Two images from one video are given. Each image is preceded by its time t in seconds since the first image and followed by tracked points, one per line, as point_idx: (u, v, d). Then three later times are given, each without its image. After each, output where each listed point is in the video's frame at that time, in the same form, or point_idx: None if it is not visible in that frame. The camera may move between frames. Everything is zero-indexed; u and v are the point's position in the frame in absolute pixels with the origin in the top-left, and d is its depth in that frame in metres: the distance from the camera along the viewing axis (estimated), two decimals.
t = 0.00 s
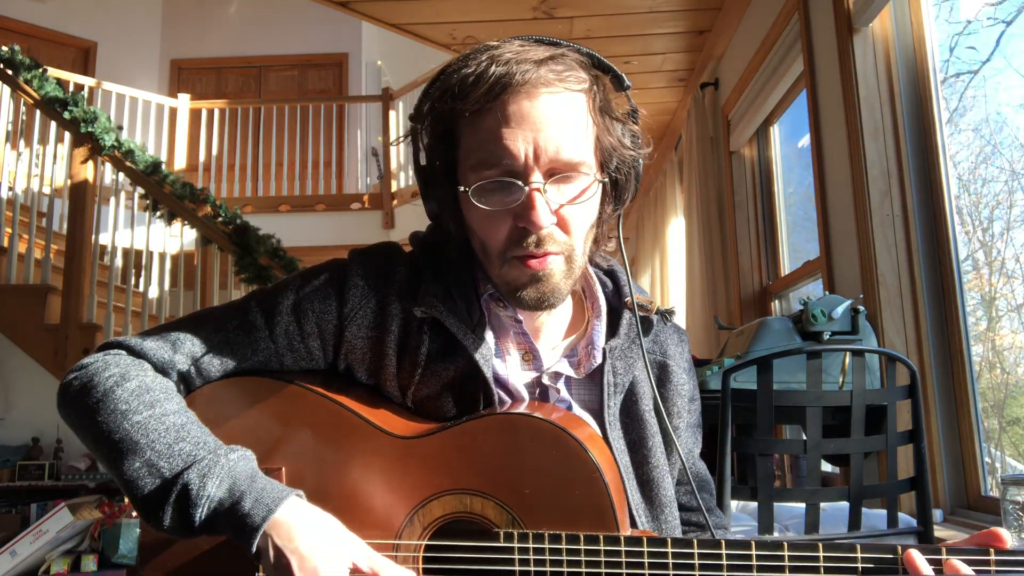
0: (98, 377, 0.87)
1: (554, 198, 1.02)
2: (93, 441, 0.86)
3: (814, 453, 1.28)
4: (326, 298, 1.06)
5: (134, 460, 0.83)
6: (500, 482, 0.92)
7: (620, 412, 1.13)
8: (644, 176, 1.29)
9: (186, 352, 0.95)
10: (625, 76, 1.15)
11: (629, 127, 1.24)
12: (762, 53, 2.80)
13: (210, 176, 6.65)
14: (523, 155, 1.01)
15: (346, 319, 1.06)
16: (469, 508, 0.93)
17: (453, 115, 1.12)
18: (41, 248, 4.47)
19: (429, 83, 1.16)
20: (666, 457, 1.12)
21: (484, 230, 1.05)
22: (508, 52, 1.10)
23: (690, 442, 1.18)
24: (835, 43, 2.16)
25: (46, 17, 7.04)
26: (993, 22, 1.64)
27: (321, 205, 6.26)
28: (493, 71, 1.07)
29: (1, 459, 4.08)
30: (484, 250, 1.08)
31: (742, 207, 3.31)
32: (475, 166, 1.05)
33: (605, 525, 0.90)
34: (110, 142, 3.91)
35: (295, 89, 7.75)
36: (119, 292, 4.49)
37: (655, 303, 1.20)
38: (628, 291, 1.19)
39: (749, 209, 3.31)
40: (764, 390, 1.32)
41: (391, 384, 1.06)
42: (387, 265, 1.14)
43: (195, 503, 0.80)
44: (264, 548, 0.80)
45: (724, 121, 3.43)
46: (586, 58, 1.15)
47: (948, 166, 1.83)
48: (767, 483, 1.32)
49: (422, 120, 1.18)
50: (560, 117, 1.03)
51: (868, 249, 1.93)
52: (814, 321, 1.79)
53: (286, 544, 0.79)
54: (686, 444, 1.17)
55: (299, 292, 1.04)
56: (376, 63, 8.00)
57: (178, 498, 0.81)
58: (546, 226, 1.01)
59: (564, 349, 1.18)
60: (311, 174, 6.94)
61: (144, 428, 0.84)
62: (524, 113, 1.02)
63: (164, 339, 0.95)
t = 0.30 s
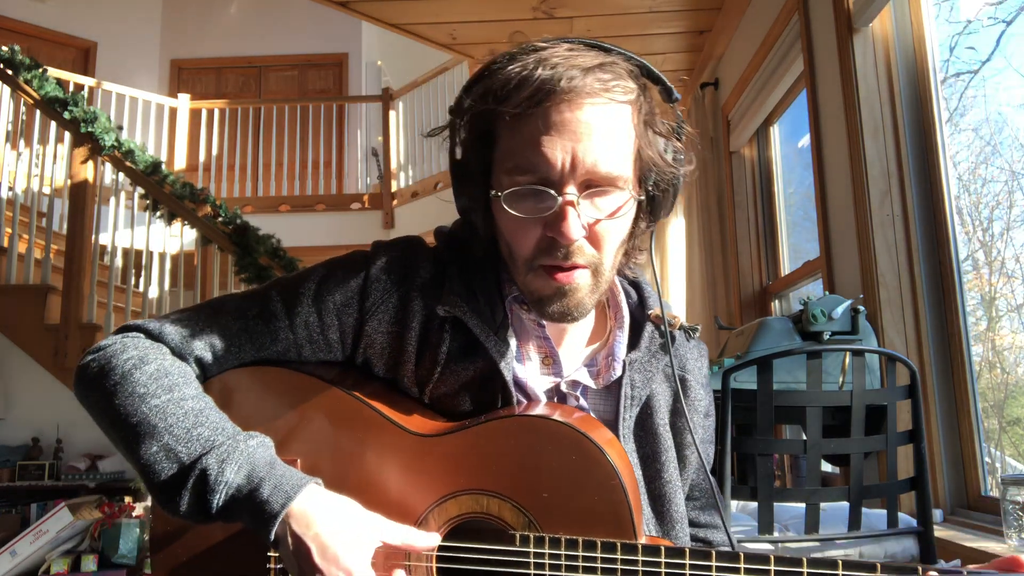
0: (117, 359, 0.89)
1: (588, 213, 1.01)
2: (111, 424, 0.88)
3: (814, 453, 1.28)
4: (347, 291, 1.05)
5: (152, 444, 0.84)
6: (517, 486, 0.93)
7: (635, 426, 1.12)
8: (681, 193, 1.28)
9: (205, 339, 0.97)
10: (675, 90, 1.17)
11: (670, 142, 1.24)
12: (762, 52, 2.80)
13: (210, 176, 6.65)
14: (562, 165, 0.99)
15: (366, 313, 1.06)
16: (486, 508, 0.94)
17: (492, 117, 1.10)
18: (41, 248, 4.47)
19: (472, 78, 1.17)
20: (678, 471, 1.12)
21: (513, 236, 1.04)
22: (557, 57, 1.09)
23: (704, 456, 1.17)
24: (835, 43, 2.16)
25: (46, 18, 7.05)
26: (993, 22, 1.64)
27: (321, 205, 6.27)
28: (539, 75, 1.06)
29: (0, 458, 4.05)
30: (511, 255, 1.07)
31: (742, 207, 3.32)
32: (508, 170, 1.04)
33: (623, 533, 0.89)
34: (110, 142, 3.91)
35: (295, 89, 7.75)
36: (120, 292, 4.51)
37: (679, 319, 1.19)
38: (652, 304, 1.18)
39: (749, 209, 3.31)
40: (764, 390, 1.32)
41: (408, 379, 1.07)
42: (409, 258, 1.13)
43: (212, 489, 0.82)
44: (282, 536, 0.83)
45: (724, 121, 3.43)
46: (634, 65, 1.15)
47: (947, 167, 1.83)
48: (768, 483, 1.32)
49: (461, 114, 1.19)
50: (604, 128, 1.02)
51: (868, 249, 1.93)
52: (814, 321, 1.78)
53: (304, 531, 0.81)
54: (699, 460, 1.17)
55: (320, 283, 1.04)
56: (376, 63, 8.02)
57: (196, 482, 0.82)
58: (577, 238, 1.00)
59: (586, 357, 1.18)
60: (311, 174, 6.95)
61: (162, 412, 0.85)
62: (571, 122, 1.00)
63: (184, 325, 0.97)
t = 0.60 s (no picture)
0: (132, 349, 0.89)
1: (613, 227, 1.01)
2: (123, 413, 0.88)
3: (814, 453, 1.28)
4: (365, 287, 1.04)
5: (163, 437, 0.84)
6: (530, 489, 0.93)
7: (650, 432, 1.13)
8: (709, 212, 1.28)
9: (220, 331, 0.97)
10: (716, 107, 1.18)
11: (702, 159, 1.25)
12: (762, 52, 2.80)
13: (210, 176, 6.65)
14: (591, 175, 0.99)
15: (384, 311, 1.05)
16: (497, 509, 0.94)
17: (525, 119, 1.09)
18: (41, 248, 4.48)
19: (504, 76, 1.13)
20: (691, 476, 1.13)
21: (534, 241, 1.04)
22: (599, 63, 1.07)
23: (715, 460, 1.17)
24: (835, 42, 2.16)
25: (45, 18, 7.05)
26: (993, 22, 1.64)
27: (321, 205, 6.28)
28: (576, 81, 1.04)
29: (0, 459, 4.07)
30: (530, 259, 1.07)
31: (743, 207, 3.31)
32: (535, 175, 1.05)
33: (633, 538, 0.90)
34: (110, 142, 3.91)
35: (295, 88, 7.74)
36: (119, 292, 4.51)
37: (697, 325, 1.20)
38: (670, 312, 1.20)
39: (749, 209, 3.29)
40: (764, 390, 1.32)
41: (422, 377, 1.07)
42: (430, 257, 1.12)
43: (221, 486, 0.82)
44: (291, 538, 0.82)
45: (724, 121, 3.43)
46: (676, 78, 1.12)
47: (947, 167, 1.83)
48: (767, 483, 1.32)
49: (493, 112, 1.16)
50: (639, 142, 1.02)
51: (868, 248, 1.93)
52: (814, 321, 1.77)
53: (309, 535, 0.81)
54: (713, 465, 1.17)
55: (338, 279, 1.03)
56: (376, 63, 8.02)
57: (206, 478, 0.83)
58: (598, 251, 1.00)
59: (602, 362, 1.19)
60: (311, 174, 6.95)
61: (175, 405, 0.86)
62: (606, 133, 0.99)
63: (200, 316, 0.97)
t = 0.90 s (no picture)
0: (133, 348, 0.89)
1: (616, 235, 1.01)
2: (124, 412, 0.88)
3: (814, 453, 1.28)
4: (367, 288, 1.04)
5: (164, 437, 0.84)
6: (532, 488, 0.93)
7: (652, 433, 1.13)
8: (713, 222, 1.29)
9: (221, 331, 0.97)
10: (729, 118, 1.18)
11: (711, 171, 1.25)
12: (762, 52, 2.80)
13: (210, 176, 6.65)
14: (598, 182, 0.99)
15: (386, 311, 1.05)
16: (498, 508, 0.94)
17: (535, 122, 1.09)
18: (41, 248, 4.48)
19: (518, 75, 1.12)
20: (692, 475, 1.14)
21: (535, 243, 1.05)
22: (613, 72, 1.06)
23: (716, 459, 1.18)
24: (835, 42, 2.16)
25: (46, 18, 7.06)
26: (993, 22, 1.64)
27: (321, 205, 6.28)
28: (590, 88, 1.03)
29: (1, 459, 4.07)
30: (531, 259, 1.07)
31: (743, 207, 3.31)
32: (542, 177, 1.04)
33: (635, 537, 0.90)
34: (110, 142, 3.91)
35: (295, 88, 7.74)
36: (119, 292, 4.51)
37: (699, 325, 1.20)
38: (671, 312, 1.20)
39: (749, 209, 3.29)
40: (764, 389, 1.32)
41: (423, 377, 1.07)
42: (433, 256, 1.13)
43: (224, 486, 0.82)
44: (290, 537, 0.83)
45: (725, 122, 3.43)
46: (690, 90, 1.12)
47: (947, 167, 1.83)
48: (767, 483, 1.32)
49: (502, 111, 1.15)
50: (650, 153, 1.02)
51: (868, 249, 1.93)
52: (814, 321, 1.77)
53: (313, 536, 0.81)
54: (713, 464, 1.18)
55: (341, 280, 1.02)
56: (375, 63, 8.02)
57: (207, 478, 0.83)
58: (599, 257, 1.00)
59: (603, 362, 1.18)
60: (311, 174, 6.95)
61: (176, 405, 0.85)
62: (617, 142, 1.00)
63: (202, 316, 0.97)
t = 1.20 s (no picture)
0: (123, 358, 0.89)
1: (601, 224, 1.01)
2: (115, 421, 0.88)
3: (814, 453, 1.28)
4: (354, 288, 1.05)
5: (155, 445, 0.84)
6: (524, 484, 0.93)
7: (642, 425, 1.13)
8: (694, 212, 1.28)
9: (211, 337, 0.98)
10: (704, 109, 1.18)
11: (690, 160, 1.26)
12: (762, 52, 2.80)
13: (210, 176, 6.66)
14: (581, 173, 0.99)
15: (375, 312, 1.06)
16: (491, 506, 0.94)
17: (518, 117, 1.09)
18: (41, 248, 4.48)
19: (498, 72, 1.12)
20: (684, 468, 1.13)
21: (523, 236, 1.05)
22: (592, 66, 1.06)
23: (710, 453, 1.18)
24: (835, 42, 2.16)
25: (46, 18, 7.06)
26: (993, 22, 1.64)
27: (321, 205, 6.28)
28: (571, 82, 1.04)
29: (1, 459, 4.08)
30: (519, 253, 1.07)
31: (743, 207, 3.31)
32: (526, 172, 1.04)
33: (628, 530, 0.90)
34: (110, 142, 3.90)
35: (295, 89, 7.74)
36: (119, 292, 4.52)
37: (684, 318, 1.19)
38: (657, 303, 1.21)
39: (749, 209, 3.30)
40: (763, 389, 1.32)
41: (416, 377, 1.07)
42: (421, 256, 1.13)
43: (216, 491, 0.82)
44: (285, 539, 0.83)
45: (724, 122, 3.43)
46: (667, 81, 1.12)
47: (947, 167, 1.83)
48: (767, 483, 1.32)
49: (483, 109, 1.15)
50: (630, 142, 1.03)
51: (868, 249, 1.93)
52: (814, 321, 1.77)
53: (304, 536, 0.82)
54: (706, 457, 1.18)
55: (327, 281, 1.04)
56: (376, 63, 8.02)
57: (199, 485, 0.83)
58: (585, 247, 1.01)
59: (591, 357, 1.19)
60: (311, 174, 6.95)
61: (166, 412, 0.85)
62: (596, 133, 1.00)
63: (192, 324, 0.98)
